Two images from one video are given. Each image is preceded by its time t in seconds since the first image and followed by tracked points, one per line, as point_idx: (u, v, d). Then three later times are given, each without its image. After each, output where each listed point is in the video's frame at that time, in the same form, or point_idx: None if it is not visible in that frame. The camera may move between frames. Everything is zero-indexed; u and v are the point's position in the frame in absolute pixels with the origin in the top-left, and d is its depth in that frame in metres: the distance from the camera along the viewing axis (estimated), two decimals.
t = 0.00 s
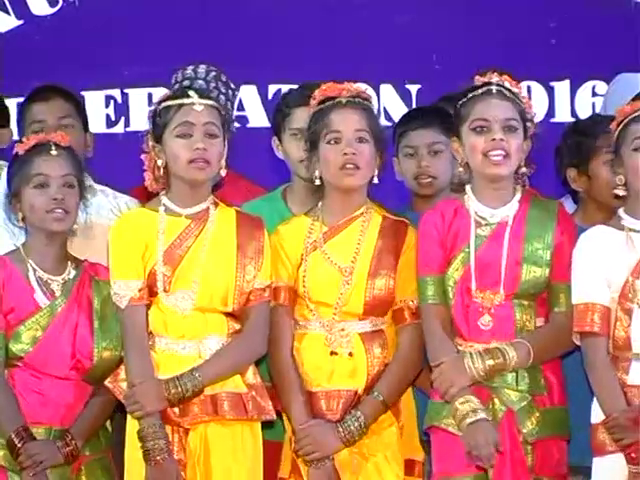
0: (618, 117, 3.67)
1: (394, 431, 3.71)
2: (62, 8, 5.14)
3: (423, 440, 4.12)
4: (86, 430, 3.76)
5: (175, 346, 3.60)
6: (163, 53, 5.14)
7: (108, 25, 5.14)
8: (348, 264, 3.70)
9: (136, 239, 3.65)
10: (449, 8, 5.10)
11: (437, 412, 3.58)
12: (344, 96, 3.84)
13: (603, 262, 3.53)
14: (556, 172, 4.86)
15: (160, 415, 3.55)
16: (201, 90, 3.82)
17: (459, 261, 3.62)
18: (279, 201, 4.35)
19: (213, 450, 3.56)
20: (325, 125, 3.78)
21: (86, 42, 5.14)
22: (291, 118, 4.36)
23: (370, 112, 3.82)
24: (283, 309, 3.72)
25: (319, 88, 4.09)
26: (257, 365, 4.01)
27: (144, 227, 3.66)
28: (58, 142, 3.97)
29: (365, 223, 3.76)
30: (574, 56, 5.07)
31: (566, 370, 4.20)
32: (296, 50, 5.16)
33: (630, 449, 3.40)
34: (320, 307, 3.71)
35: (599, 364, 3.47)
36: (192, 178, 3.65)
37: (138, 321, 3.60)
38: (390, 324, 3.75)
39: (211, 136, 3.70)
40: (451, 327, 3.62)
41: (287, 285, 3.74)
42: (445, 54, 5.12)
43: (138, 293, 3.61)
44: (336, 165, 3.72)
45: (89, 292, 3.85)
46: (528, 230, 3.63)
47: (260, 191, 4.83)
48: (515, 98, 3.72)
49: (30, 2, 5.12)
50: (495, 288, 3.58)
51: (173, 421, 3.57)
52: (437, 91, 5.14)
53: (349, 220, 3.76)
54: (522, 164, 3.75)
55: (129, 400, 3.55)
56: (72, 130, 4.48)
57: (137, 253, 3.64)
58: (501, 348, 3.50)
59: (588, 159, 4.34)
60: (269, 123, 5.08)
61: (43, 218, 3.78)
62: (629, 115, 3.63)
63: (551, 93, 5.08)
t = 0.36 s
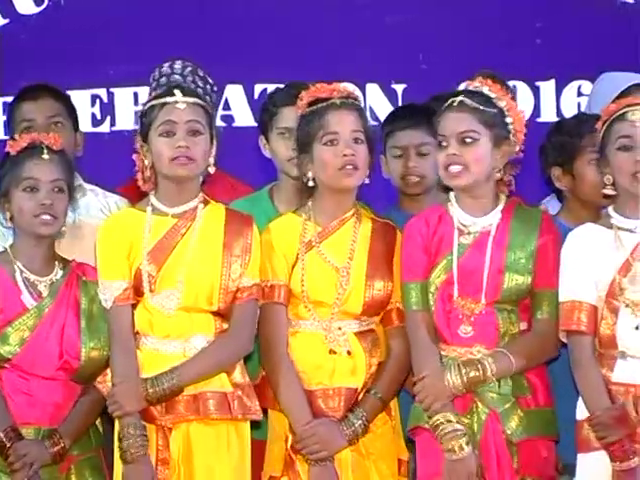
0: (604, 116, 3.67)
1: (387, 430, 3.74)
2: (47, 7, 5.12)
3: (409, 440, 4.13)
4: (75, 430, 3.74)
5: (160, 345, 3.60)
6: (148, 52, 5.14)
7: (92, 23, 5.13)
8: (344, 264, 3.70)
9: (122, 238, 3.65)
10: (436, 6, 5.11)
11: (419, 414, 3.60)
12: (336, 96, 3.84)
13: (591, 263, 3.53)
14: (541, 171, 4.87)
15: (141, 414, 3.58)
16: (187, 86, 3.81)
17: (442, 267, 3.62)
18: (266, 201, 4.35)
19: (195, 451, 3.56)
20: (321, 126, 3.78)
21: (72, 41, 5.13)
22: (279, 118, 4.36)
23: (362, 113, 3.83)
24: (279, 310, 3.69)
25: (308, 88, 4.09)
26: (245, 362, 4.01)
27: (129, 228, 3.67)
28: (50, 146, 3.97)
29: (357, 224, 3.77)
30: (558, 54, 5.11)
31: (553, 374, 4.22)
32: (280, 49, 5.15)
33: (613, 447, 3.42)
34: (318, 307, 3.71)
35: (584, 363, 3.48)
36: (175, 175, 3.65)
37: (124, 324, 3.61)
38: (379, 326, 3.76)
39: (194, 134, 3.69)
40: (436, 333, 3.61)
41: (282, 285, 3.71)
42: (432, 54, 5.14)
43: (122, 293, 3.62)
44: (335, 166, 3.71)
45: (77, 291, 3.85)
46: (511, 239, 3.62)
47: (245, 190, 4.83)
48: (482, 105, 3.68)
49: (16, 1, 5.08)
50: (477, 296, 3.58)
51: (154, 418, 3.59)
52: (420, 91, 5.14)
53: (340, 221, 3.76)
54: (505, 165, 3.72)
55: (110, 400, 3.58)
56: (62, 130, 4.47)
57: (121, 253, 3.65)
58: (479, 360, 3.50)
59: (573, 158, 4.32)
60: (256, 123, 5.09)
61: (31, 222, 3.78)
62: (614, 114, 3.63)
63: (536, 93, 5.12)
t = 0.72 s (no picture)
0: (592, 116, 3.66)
1: (370, 429, 3.72)
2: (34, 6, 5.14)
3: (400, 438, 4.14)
4: (62, 428, 3.73)
5: (145, 346, 3.61)
6: (135, 47, 5.15)
7: (81, 21, 5.15)
8: (323, 266, 3.71)
9: (109, 242, 3.67)
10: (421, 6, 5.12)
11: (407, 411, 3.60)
12: (321, 96, 3.84)
13: (577, 263, 3.55)
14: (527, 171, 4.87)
15: (126, 414, 3.58)
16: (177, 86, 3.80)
17: (425, 262, 3.64)
18: (252, 201, 4.34)
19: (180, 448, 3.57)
20: (303, 125, 3.78)
21: (59, 39, 5.16)
22: (267, 115, 4.37)
23: (347, 112, 3.82)
24: (258, 311, 3.72)
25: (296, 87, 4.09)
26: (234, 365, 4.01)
27: (115, 228, 3.68)
28: (32, 150, 3.94)
29: (342, 224, 3.77)
30: (544, 53, 5.11)
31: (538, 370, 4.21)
32: (268, 49, 5.16)
33: (594, 448, 3.41)
34: (295, 309, 3.72)
35: (568, 366, 3.49)
36: (162, 178, 3.65)
37: (109, 321, 3.63)
38: (366, 325, 3.77)
39: (180, 136, 3.68)
40: (419, 330, 3.63)
41: (263, 287, 3.73)
42: (419, 54, 5.15)
43: (109, 294, 3.64)
44: (314, 165, 3.72)
45: (59, 293, 3.85)
46: (493, 232, 3.63)
47: (234, 188, 4.83)
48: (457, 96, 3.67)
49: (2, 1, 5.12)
50: (459, 291, 3.59)
51: (139, 418, 3.59)
52: (404, 90, 5.16)
53: (324, 221, 3.77)
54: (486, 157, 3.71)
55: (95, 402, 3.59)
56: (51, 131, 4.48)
57: (109, 255, 3.66)
58: (462, 350, 3.50)
59: (558, 158, 4.33)
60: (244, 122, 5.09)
61: (12, 229, 3.76)
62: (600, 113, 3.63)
63: (523, 92, 5.12)
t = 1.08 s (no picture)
0: (577, 116, 3.68)
1: (351, 428, 3.71)
2: (22, 4, 5.14)
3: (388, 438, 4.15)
4: (50, 423, 3.74)
5: (131, 344, 3.59)
6: (135, 48, 5.13)
7: (74, 22, 5.14)
8: (305, 265, 3.70)
9: (95, 236, 3.63)
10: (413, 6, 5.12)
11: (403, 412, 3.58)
12: (302, 94, 3.85)
13: (562, 262, 3.53)
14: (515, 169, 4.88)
15: (116, 414, 3.55)
16: (164, 82, 3.81)
17: (421, 266, 3.63)
18: (240, 201, 4.34)
19: (170, 451, 3.55)
20: (284, 124, 3.77)
21: (48, 38, 5.15)
22: (253, 114, 4.36)
23: (329, 111, 3.82)
24: (244, 311, 3.74)
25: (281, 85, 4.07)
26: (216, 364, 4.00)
27: (102, 222, 3.65)
28: (14, 144, 3.93)
29: (325, 223, 3.76)
30: (543, 53, 5.11)
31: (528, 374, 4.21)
32: (268, 49, 5.15)
33: (585, 449, 3.37)
34: (277, 308, 3.72)
35: (557, 363, 3.46)
36: (151, 173, 3.64)
37: (95, 319, 3.59)
38: (350, 322, 3.75)
39: (170, 130, 3.68)
40: (416, 332, 3.62)
41: (247, 286, 3.75)
42: (407, 53, 5.14)
43: (96, 290, 3.59)
44: (294, 164, 3.71)
45: (44, 289, 3.84)
46: (490, 235, 3.63)
47: (218, 190, 4.83)
48: (459, 99, 3.68)
49: None
50: (456, 294, 3.58)
51: (128, 418, 3.57)
52: (394, 89, 5.15)
53: (309, 220, 3.76)
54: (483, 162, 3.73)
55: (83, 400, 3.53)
56: (37, 130, 4.46)
57: (95, 250, 3.62)
58: (461, 358, 3.49)
59: (545, 158, 4.34)
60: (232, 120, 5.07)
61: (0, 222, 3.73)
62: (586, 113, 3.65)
63: (511, 91, 5.11)
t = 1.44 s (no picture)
0: (562, 114, 3.69)
1: (344, 428, 3.72)
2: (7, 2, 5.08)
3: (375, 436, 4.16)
4: (34, 421, 3.75)
5: (121, 342, 3.60)
6: (135, 47, 5.11)
7: (72, 22, 5.10)
8: (298, 265, 3.71)
9: (84, 234, 3.63)
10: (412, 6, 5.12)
11: (389, 408, 3.59)
12: (291, 94, 3.86)
13: (549, 260, 3.52)
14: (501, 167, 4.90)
15: (108, 411, 3.55)
16: (151, 80, 3.80)
17: (409, 262, 3.63)
18: (223, 201, 4.34)
19: (161, 449, 3.56)
20: (274, 123, 3.79)
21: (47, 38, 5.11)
22: (233, 114, 4.39)
23: (317, 110, 3.84)
24: (232, 310, 3.73)
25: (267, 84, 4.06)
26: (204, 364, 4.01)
27: (91, 220, 3.66)
28: (6, 143, 3.94)
29: (316, 222, 3.77)
30: (542, 53, 5.12)
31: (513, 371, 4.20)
32: (268, 49, 5.15)
33: (571, 444, 3.38)
34: (269, 308, 3.73)
35: (543, 357, 3.46)
36: (139, 171, 3.66)
37: (84, 318, 3.58)
38: (341, 322, 3.77)
39: (158, 128, 3.70)
40: (404, 326, 3.63)
41: (238, 286, 3.75)
42: (394, 52, 5.15)
43: (86, 288, 3.59)
44: (288, 164, 3.73)
45: (33, 291, 3.85)
46: (480, 231, 3.65)
47: (203, 189, 4.83)
48: (456, 96, 3.71)
49: None
50: (446, 288, 3.59)
51: (119, 417, 3.57)
52: (383, 88, 5.17)
53: (299, 220, 3.78)
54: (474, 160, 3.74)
55: (74, 398, 3.53)
56: (21, 128, 4.47)
57: (85, 248, 3.62)
58: (451, 350, 3.51)
59: (531, 158, 4.34)
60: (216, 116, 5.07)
61: None
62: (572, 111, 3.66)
63: (497, 90, 5.16)
